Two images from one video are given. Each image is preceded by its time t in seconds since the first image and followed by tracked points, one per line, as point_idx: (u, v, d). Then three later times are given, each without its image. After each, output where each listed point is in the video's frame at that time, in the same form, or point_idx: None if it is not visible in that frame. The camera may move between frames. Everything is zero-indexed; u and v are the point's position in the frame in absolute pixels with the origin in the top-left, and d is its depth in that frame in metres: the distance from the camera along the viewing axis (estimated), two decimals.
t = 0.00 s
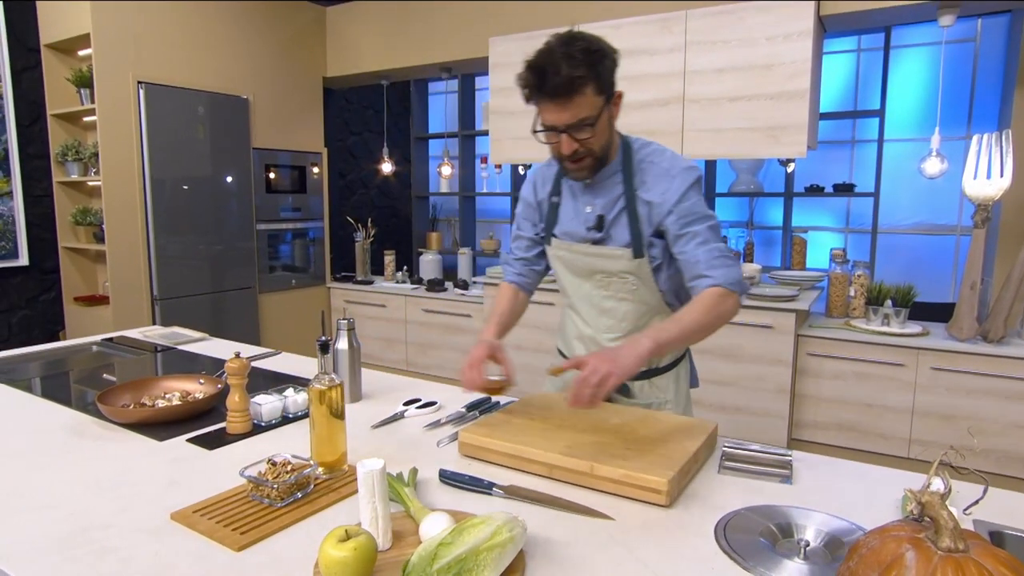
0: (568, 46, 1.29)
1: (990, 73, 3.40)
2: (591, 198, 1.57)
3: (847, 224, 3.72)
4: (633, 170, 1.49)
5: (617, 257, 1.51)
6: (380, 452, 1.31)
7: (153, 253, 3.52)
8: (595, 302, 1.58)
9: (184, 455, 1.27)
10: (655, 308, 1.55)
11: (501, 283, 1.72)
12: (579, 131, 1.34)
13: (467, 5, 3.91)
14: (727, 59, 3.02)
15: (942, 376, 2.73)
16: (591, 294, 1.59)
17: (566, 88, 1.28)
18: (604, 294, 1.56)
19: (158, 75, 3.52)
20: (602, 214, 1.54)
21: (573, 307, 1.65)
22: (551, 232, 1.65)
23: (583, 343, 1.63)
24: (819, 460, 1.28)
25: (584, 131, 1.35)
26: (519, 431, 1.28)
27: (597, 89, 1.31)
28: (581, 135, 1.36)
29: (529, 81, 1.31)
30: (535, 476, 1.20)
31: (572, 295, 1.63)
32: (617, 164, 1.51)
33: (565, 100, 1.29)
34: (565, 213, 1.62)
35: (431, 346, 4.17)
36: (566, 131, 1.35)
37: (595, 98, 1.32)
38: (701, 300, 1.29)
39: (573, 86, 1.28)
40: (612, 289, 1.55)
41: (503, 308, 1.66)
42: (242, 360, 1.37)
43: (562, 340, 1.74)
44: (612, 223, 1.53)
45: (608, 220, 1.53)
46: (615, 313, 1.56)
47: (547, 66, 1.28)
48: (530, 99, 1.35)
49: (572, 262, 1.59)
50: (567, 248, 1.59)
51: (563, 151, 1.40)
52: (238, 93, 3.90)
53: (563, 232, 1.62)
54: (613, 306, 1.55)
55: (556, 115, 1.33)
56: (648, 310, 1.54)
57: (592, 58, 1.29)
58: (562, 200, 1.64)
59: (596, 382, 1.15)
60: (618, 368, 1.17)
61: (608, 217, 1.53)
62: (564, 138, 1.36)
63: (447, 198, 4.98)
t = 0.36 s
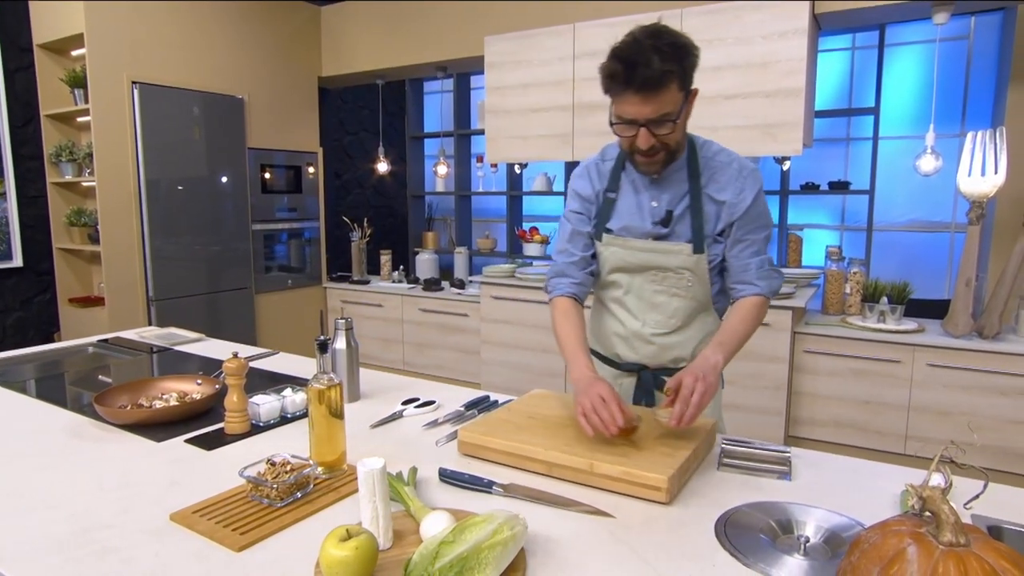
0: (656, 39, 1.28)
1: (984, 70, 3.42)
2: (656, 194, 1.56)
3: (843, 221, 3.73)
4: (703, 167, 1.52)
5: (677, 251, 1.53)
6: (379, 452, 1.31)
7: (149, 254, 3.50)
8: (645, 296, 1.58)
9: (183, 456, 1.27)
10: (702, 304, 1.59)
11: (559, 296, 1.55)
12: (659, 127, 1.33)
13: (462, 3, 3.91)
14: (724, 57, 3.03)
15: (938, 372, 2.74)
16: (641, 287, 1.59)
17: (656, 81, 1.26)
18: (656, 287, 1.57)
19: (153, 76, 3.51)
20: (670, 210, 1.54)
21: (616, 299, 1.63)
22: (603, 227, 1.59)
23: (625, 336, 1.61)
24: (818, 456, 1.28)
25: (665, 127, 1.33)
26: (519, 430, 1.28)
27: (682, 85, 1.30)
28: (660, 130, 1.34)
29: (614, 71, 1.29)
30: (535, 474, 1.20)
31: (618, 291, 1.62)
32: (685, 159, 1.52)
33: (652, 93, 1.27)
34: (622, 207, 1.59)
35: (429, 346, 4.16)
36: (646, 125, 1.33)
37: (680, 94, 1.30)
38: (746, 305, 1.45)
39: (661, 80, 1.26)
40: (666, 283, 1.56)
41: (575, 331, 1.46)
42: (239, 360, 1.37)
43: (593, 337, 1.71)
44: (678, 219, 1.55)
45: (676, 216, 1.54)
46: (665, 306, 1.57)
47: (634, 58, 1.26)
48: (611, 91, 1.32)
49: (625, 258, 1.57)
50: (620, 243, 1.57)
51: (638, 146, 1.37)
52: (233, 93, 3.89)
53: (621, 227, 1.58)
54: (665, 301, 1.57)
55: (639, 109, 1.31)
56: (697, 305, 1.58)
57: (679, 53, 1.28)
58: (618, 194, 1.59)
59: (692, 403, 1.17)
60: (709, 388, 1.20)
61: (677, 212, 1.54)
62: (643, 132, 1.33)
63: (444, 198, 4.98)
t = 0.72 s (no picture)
0: (671, 40, 1.25)
1: (971, 70, 3.46)
2: (666, 197, 1.56)
3: (833, 220, 3.76)
4: (713, 172, 1.53)
5: (684, 257, 1.52)
6: (376, 451, 1.30)
7: (138, 253, 3.47)
8: (648, 301, 1.58)
9: (177, 457, 1.25)
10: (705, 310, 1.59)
11: (570, 298, 1.52)
12: (661, 130, 1.32)
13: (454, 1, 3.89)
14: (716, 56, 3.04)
15: (928, 369, 2.76)
16: (646, 291, 1.58)
17: (659, 85, 1.24)
18: (661, 291, 1.56)
19: (142, 74, 3.48)
20: (681, 215, 1.54)
21: (620, 302, 1.62)
22: (610, 229, 1.58)
23: (627, 339, 1.61)
24: (814, 453, 1.29)
25: (668, 132, 1.32)
26: (516, 428, 1.28)
27: (690, 91, 1.28)
28: (664, 134, 1.33)
29: (620, 67, 1.29)
30: (532, 473, 1.20)
31: (622, 294, 1.61)
32: (696, 164, 1.54)
33: (655, 97, 1.26)
34: (631, 209, 1.57)
35: (421, 345, 4.15)
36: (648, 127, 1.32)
37: (685, 101, 1.28)
38: (744, 317, 1.46)
39: (669, 85, 1.24)
40: (672, 288, 1.55)
41: (586, 332, 1.45)
42: (233, 360, 1.36)
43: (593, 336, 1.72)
44: (687, 224, 1.55)
45: (686, 221, 1.55)
46: (669, 311, 1.57)
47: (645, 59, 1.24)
48: (619, 86, 1.32)
49: (631, 262, 1.56)
50: (626, 246, 1.55)
51: (641, 146, 1.37)
52: (223, 92, 3.86)
53: (628, 229, 1.57)
54: (669, 306, 1.56)
55: (642, 110, 1.30)
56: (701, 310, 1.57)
57: (692, 58, 1.26)
58: (627, 195, 1.58)
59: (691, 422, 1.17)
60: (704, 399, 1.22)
61: (686, 219, 1.55)
62: (646, 134, 1.33)
63: (435, 196, 4.97)
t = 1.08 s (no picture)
0: (596, 32, 1.29)
1: (952, 75, 3.52)
2: (611, 206, 1.56)
3: (818, 222, 3.80)
4: (656, 179, 1.51)
5: (633, 265, 1.52)
6: (370, 454, 1.29)
7: (123, 254, 3.43)
8: (604, 310, 1.59)
9: (169, 462, 1.24)
10: (665, 314, 1.58)
11: (511, 302, 1.62)
12: (580, 124, 1.32)
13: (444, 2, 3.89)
14: (704, 59, 3.06)
15: (913, 370, 2.80)
16: (601, 300, 1.59)
17: (575, 71, 1.27)
18: (615, 301, 1.57)
19: (127, 73, 3.44)
20: (625, 224, 1.54)
21: (577, 312, 1.63)
22: (560, 240, 1.61)
23: (589, 348, 1.62)
24: (807, 454, 1.30)
25: (586, 126, 1.32)
26: (511, 431, 1.27)
27: (610, 85, 1.29)
28: (583, 129, 1.33)
29: (544, 55, 1.32)
30: (528, 476, 1.19)
31: (579, 304, 1.62)
32: (639, 170, 1.52)
33: (572, 83, 1.29)
34: (578, 221, 1.60)
35: (409, 347, 4.14)
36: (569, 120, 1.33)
37: (605, 95, 1.30)
38: (728, 306, 1.49)
39: (586, 72, 1.27)
40: (625, 297, 1.56)
41: (519, 331, 1.56)
42: (225, 363, 1.35)
43: (561, 345, 1.74)
44: (634, 233, 1.55)
45: (631, 230, 1.54)
46: (626, 319, 1.57)
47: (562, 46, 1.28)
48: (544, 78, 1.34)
49: (581, 272, 1.58)
50: (575, 256, 1.58)
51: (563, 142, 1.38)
52: (210, 91, 3.82)
53: (577, 240, 1.59)
54: (625, 314, 1.56)
55: (562, 99, 1.31)
56: (659, 314, 1.57)
57: (614, 53, 1.28)
58: (573, 206, 1.60)
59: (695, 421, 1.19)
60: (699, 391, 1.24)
61: (631, 227, 1.54)
62: (564, 127, 1.34)
63: (423, 197, 4.96)
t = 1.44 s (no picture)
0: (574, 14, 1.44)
1: (932, 80, 3.58)
2: (589, 201, 1.58)
3: (802, 224, 3.84)
4: (630, 170, 1.54)
5: (615, 260, 1.52)
6: (365, 459, 1.28)
7: (105, 257, 3.37)
8: (590, 309, 1.57)
9: (159, 468, 1.22)
10: (651, 311, 1.57)
11: (478, 306, 1.63)
12: (581, 84, 1.40)
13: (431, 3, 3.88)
14: (692, 62, 3.08)
15: (897, 370, 2.84)
16: (586, 300, 1.58)
17: (569, 35, 1.39)
18: (601, 299, 1.56)
19: (108, 72, 3.39)
20: (603, 216, 1.55)
21: (564, 315, 1.62)
22: (542, 241, 1.62)
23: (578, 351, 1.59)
24: (800, 456, 1.31)
25: (586, 86, 1.41)
26: (506, 435, 1.27)
27: (598, 51, 1.42)
28: (581, 89, 1.41)
29: (533, 36, 1.42)
30: (525, 479, 1.19)
31: (565, 306, 1.61)
32: (613, 162, 1.55)
33: (569, 47, 1.39)
34: (558, 218, 1.61)
35: (395, 349, 4.12)
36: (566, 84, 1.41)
37: (597, 57, 1.41)
38: (702, 295, 1.48)
39: (580, 35, 1.39)
40: (610, 294, 1.55)
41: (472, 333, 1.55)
42: (216, 367, 1.33)
43: (549, 350, 1.71)
44: (613, 225, 1.56)
45: (610, 222, 1.55)
46: (613, 317, 1.56)
47: (551, 19, 1.40)
48: (535, 56, 1.43)
49: (565, 271, 1.57)
50: (558, 256, 1.57)
51: (562, 108, 1.42)
52: (193, 91, 3.77)
53: (558, 238, 1.60)
54: (611, 312, 1.55)
55: (561, 63, 1.39)
56: (646, 311, 1.56)
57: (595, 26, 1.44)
58: (552, 205, 1.61)
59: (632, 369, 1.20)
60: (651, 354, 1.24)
61: (610, 219, 1.55)
62: (565, 89, 1.40)
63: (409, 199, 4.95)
